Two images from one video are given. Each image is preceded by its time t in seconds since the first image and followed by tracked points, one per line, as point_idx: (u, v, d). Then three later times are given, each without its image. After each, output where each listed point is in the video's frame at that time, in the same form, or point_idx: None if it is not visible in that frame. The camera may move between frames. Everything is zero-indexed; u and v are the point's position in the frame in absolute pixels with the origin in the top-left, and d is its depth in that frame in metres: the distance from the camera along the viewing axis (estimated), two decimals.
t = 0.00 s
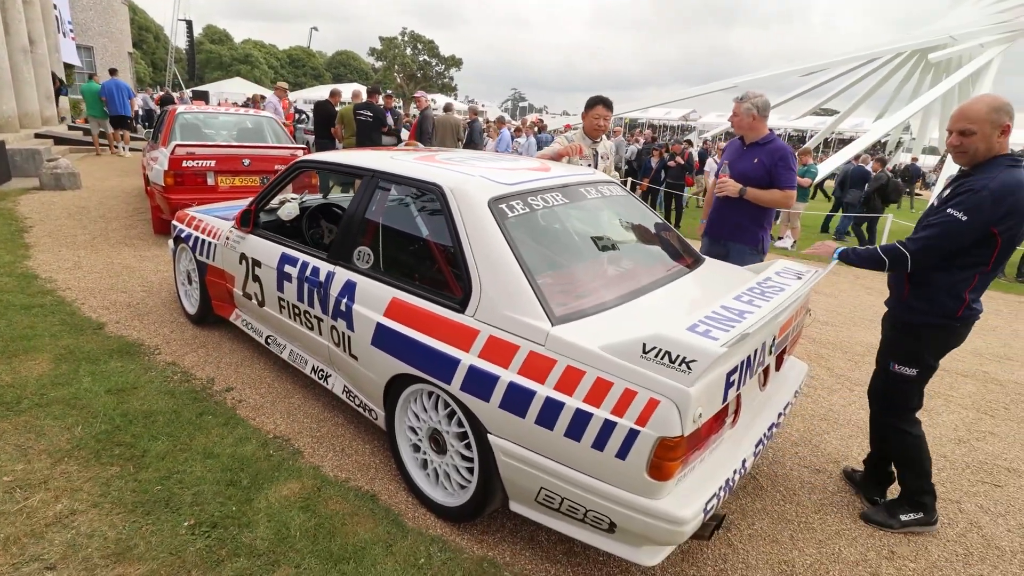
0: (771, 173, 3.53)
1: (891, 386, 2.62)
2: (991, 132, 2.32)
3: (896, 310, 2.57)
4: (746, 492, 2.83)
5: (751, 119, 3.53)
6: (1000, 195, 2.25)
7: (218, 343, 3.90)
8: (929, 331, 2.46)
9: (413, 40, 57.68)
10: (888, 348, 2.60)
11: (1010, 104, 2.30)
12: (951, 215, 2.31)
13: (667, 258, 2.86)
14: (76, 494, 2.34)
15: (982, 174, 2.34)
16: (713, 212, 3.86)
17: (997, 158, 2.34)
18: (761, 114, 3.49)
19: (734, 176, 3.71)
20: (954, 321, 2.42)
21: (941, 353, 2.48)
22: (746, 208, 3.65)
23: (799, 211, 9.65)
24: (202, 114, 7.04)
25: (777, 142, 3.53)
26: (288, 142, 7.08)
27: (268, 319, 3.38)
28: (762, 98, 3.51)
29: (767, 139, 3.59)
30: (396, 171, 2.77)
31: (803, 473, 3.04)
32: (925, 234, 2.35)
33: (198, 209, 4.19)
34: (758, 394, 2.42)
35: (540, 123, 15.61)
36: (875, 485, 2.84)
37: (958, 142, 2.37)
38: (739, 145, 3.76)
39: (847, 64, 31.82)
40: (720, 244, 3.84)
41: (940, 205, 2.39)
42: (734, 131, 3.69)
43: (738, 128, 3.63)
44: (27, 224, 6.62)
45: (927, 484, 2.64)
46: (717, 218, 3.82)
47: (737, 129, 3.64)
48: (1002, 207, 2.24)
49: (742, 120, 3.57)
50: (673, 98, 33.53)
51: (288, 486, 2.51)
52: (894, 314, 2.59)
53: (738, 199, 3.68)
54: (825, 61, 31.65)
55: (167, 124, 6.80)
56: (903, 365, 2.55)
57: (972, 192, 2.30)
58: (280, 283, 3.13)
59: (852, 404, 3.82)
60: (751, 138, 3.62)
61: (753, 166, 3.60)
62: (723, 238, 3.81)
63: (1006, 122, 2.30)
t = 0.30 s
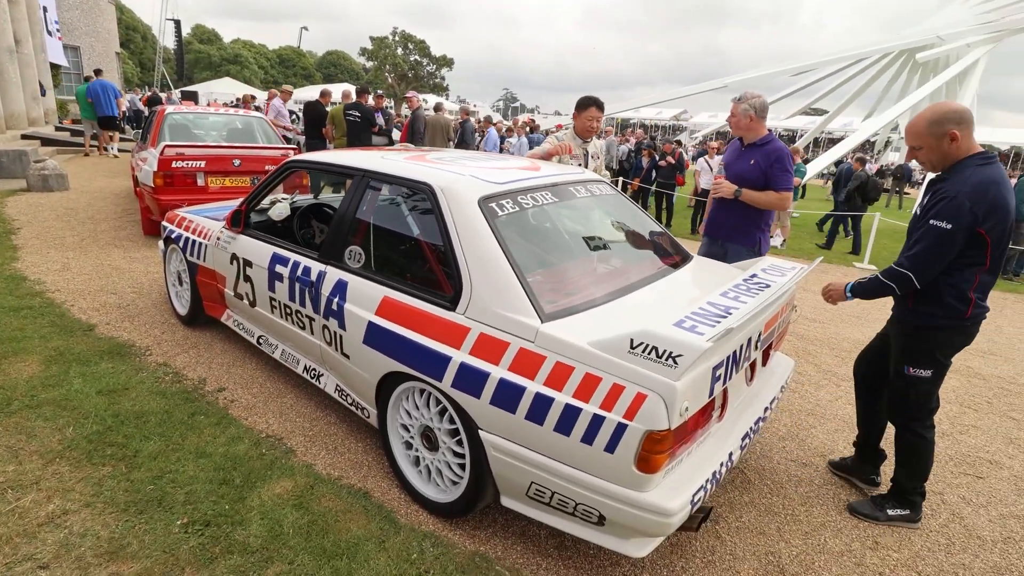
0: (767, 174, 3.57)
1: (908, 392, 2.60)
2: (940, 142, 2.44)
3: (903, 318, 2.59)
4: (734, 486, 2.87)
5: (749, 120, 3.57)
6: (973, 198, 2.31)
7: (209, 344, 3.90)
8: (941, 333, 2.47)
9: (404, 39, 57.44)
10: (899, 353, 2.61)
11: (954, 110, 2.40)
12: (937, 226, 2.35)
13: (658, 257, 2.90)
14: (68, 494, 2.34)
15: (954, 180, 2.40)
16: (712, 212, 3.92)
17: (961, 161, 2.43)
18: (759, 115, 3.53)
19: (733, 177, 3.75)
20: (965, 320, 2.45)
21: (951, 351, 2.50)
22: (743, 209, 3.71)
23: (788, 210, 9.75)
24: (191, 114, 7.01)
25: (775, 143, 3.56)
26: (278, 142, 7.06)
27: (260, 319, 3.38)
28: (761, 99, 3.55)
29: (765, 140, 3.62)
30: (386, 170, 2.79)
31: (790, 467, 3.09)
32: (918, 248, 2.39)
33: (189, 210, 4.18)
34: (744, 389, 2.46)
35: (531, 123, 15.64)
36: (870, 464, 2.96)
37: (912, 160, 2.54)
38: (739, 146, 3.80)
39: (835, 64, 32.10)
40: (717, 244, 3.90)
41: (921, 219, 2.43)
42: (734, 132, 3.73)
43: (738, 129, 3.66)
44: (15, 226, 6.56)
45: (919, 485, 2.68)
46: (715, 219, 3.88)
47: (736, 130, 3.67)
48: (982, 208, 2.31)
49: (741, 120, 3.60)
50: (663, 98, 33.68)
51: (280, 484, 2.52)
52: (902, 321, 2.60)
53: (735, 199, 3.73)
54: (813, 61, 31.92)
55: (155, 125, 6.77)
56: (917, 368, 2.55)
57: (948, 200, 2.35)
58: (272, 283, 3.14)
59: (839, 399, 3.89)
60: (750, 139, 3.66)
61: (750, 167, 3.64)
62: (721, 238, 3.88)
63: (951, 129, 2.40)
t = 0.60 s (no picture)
0: (756, 172, 3.61)
1: (889, 381, 2.66)
2: (918, 143, 2.49)
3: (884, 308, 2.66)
4: (724, 481, 2.91)
5: (740, 118, 3.60)
6: (941, 197, 2.38)
7: (200, 345, 3.89)
8: (916, 323, 2.53)
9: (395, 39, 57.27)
10: (881, 341, 2.69)
11: (932, 112, 2.44)
12: (904, 224, 2.44)
13: (648, 256, 2.93)
14: (59, 495, 2.34)
15: (927, 180, 2.47)
16: (702, 210, 3.95)
17: (938, 161, 2.48)
18: (750, 113, 3.56)
19: (723, 176, 3.79)
20: (937, 311, 2.48)
21: (927, 340, 2.54)
22: (733, 207, 3.74)
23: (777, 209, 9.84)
24: (181, 115, 6.97)
25: (765, 142, 3.60)
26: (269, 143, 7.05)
27: (251, 319, 3.38)
28: (752, 97, 3.58)
29: (755, 139, 3.66)
30: (377, 170, 2.81)
31: (779, 462, 3.14)
32: (881, 244, 2.50)
33: (179, 211, 4.17)
34: (732, 385, 2.50)
35: (523, 123, 15.67)
36: (869, 446, 3.14)
37: (894, 160, 2.61)
38: (730, 144, 3.83)
39: (824, 64, 32.37)
40: (707, 242, 3.94)
41: (892, 216, 2.52)
42: (725, 131, 3.76)
43: (729, 127, 3.70)
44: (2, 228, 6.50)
45: (903, 476, 2.72)
46: (705, 217, 3.91)
47: (727, 128, 3.71)
48: (949, 206, 2.36)
49: (732, 119, 3.64)
50: (654, 98, 33.82)
51: (273, 483, 2.53)
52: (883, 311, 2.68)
53: (725, 198, 3.76)
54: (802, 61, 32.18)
55: (144, 126, 6.73)
56: (895, 357, 2.62)
57: (916, 199, 2.44)
58: (263, 283, 3.15)
59: (826, 395, 3.94)
60: (741, 137, 3.69)
61: (739, 165, 3.68)
62: (711, 236, 3.91)
63: (929, 130, 2.45)
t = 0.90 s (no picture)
0: (742, 169, 3.64)
1: (849, 360, 2.78)
2: (890, 140, 2.55)
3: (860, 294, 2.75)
4: (713, 477, 2.95)
5: (725, 115, 3.64)
6: (913, 191, 2.44)
7: (191, 346, 3.88)
8: (890, 311, 2.62)
9: (387, 37, 56.93)
10: (851, 322, 2.78)
11: (899, 112, 2.53)
12: (882, 219, 2.48)
13: (637, 253, 2.96)
14: (49, 496, 2.33)
15: (897, 177, 2.52)
16: (688, 207, 3.98)
17: (907, 158, 2.54)
18: (735, 110, 3.60)
19: (709, 172, 3.82)
20: (910, 302, 2.58)
21: (894, 329, 2.65)
22: (720, 204, 3.78)
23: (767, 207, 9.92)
24: (169, 114, 6.93)
25: (750, 138, 3.64)
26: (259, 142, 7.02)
27: (242, 320, 3.38)
28: (737, 94, 3.62)
29: (741, 135, 3.70)
30: (367, 169, 2.81)
31: (767, 457, 3.17)
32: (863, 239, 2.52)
33: (168, 211, 4.15)
34: (721, 381, 2.53)
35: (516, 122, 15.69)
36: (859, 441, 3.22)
37: (867, 158, 2.65)
38: (716, 142, 3.87)
39: (814, 63, 32.61)
40: (694, 239, 3.97)
41: (869, 213, 2.56)
42: (711, 128, 3.79)
43: (714, 125, 3.73)
44: None
45: (873, 454, 2.84)
46: (692, 214, 3.95)
47: (713, 126, 3.74)
48: (919, 200, 2.43)
49: (717, 116, 3.67)
50: (646, 97, 33.94)
51: (264, 483, 2.53)
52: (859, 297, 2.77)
53: (711, 194, 3.80)
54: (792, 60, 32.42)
55: (133, 125, 6.68)
56: (859, 339, 2.73)
57: (891, 194, 2.49)
58: (254, 283, 3.15)
59: (814, 391, 3.99)
60: (726, 134, 3.72)
61: (725, 162, 3.71)
62: (698, 233, 3.94)
63: (900, 128, 2.51)
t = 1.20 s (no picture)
0: (729, 166, 3.67)
1: (826, 341, 2.81)
2: (867, 138, 2.59)
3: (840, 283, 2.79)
4: (703, 471, 2.97)
5: (712, 113, 3.66)
6: (895, 185, 2.48)
7: (181, 346, 3.86)
8: (871, 300, 2.67)
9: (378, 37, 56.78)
10: (831, 306, 2.80)
11: (873, 112, 2.59)
12: (867, 213, 2.51)
13: (627, 250, 2.97)
14: (37, 497, 2.32)
15: (876, 173, 2.56)
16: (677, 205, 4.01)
17: (883, 154, 2.58)
18: (721, 107, 3.62)
19: (697, 170, 3.85)
20: (893, 291, 2.63)
21: (875, 317, 2.70)
22: (709, 201, 3.80)
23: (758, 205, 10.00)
24: (157, 113, 6.88)
25: (737, 135, 3.67)
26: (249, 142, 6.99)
27: (232, 319, 3.37)
28: (723, 92, 3.65)
29: (728, 133, 3.73)
30: (356, 167, 2.81)
31: (757, 452, 3.20)
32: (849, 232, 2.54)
33: (156, 211, 4.13)
34: (710, 376, 2.55)
35: (508, 121, 15.70)
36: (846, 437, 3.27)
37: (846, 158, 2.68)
38: (703, 140, 3.89)
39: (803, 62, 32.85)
40: (683, 237, 3.99)
41: (852, 208, 2.59)
42: (698, 126, 3.82)
43: (702, 122, 3.75)
44: None
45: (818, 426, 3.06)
46: (681, 212, 3.97)
47: (700, 123, 3.76)
48: (901, 193, 2.48)
49: (704, 114, 3.70)
50: (637, 96, 34.05)
51: (255, 482, 2.53)
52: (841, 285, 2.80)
53: (699, 192, 3.82)
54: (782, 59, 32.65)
55: (120, 125, 6.63)
56: (838, 323, 2.76)
57: (875, 188, 2.52)
58: (243, 283, 3.14)
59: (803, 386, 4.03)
60: (713, 132, 3.75)
61: (713, 159, 3.74)
62: (687, 231, 3.96)
63: (875, 126, 2.56)
